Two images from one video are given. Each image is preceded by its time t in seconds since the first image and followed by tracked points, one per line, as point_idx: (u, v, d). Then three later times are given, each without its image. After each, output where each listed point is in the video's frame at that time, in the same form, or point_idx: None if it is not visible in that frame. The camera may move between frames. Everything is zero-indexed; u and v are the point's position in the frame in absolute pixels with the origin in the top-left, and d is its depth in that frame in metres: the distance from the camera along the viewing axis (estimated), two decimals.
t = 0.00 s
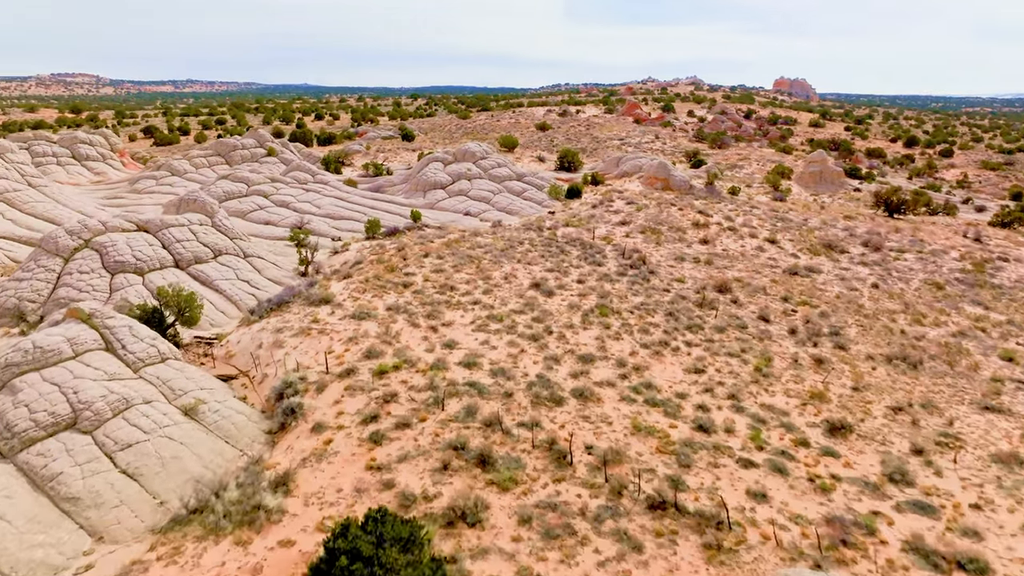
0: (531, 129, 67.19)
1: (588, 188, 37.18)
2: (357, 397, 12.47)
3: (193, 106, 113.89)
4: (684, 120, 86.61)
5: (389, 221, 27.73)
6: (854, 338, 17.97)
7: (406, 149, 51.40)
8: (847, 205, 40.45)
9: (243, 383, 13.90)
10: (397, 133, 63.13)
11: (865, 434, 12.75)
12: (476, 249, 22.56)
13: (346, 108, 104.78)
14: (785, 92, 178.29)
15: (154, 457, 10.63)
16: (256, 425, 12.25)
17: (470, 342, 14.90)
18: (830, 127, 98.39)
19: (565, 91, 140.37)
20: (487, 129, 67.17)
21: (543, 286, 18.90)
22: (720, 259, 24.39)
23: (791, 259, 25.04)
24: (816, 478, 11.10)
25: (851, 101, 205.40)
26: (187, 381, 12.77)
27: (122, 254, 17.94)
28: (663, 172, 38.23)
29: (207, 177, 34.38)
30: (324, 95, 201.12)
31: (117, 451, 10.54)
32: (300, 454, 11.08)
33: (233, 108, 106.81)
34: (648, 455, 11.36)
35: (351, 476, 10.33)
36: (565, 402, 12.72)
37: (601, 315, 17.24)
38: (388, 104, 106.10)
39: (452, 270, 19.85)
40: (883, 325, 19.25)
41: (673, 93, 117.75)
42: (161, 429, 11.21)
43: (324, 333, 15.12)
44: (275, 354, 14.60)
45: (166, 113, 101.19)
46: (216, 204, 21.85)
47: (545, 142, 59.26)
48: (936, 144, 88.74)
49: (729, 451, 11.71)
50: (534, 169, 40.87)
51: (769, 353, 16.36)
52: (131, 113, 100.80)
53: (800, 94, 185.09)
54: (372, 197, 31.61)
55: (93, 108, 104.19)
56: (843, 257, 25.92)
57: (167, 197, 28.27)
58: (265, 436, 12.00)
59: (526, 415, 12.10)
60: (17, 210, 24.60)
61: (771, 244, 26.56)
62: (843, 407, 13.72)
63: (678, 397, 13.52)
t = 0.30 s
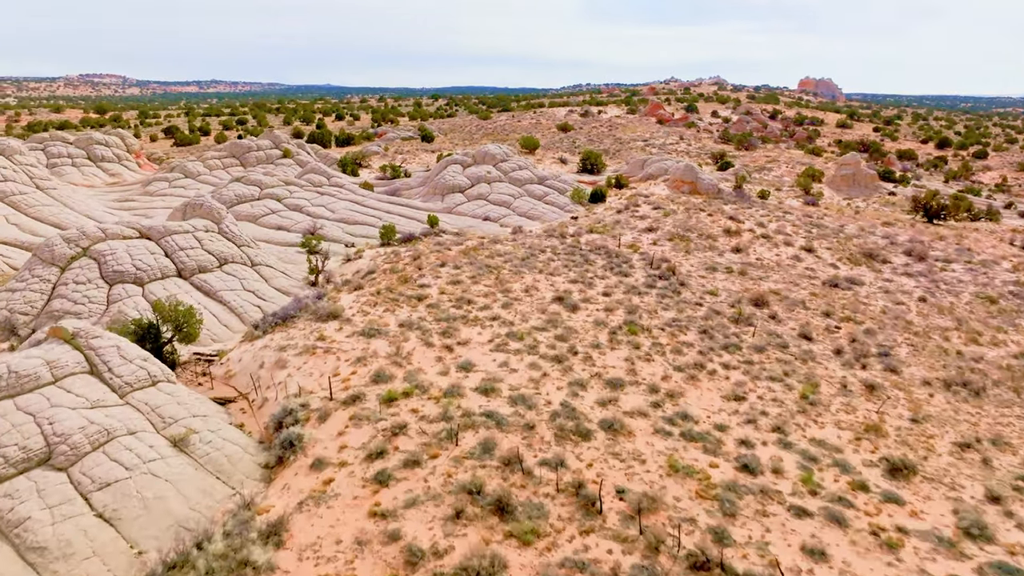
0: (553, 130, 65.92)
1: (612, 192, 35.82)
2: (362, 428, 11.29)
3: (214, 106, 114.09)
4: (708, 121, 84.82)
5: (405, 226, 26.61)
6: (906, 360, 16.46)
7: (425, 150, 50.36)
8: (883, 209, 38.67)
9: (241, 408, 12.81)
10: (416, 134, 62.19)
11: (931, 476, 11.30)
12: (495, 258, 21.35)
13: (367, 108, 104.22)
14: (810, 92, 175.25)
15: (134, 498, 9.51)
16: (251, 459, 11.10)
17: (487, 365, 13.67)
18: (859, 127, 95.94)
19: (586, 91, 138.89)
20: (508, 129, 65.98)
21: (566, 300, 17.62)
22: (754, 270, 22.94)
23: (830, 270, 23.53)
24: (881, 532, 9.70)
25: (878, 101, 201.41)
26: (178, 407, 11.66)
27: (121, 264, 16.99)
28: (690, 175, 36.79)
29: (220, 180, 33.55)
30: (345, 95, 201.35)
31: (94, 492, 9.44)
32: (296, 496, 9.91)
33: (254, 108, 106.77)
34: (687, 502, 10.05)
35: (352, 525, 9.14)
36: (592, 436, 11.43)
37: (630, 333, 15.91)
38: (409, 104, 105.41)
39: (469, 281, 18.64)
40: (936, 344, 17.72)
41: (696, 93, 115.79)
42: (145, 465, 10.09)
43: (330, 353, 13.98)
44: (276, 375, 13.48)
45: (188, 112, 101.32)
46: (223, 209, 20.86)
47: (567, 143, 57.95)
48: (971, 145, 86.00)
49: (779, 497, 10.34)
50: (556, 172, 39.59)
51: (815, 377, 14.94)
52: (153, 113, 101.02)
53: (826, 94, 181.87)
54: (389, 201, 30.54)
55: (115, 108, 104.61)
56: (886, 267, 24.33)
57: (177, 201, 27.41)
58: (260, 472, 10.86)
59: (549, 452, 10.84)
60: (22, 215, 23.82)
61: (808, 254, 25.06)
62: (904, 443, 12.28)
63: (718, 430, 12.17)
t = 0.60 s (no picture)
0: (576, 131, 64.60)
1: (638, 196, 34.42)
2: (368, 467, 10.10)
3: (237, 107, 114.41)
4: (735, 122, 82.90)
5: (423, 232, 25.47)
6: (969, 386, 14.92)
7: (445, 151, 49.31)
8: (923, 215, 36.84)
9: (238, 437, 11.71)
10: (437, 135, 61.22)
11: (1015, 531, 9.82)
12: (516, 268, 20.12)
13: (388, 109, 103.65)
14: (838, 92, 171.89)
15: (108, 549, 8.35)
16: (244, 500, 9.92)
17: (507, 392, 12.42)
18: (890, 129, 93.34)
19: (609, 91, 137.23)
20: (530, 130, 64.76)
21: (593, 316, 16.33)
22: (792, 282, 21.46)
23: (874, 282, 21.95)
24: None
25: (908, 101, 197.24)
26: (165, 438, 10.53)
27: (119, 274, 16.02)
28: (720, 179, 35.30)
29: (235, 182, 32.71)
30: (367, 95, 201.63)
31: (63, 542, 8.30)
32: (290, 549, 8.74)
33: (276, 108, 106.71)
34: (736, 562, 8.70)
35: None
36: (624, 478, 10.13)
37: (663, 355, 14.58)
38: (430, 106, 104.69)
39: (489, 293, 17.42)
40: (999, 367, 16.13)
41: (722, 93, 113.68)
42: (123, 507, 8.94)
43: (336, 376, 12.83)
44: (278, 401, 12.37)
45: (211, 113, 101.52)
46: (230, 215, 19.87)
47: (590, 144, 56.60)
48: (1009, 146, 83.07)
49: (842, 557, 8.95)
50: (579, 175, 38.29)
51: (869, 406, 13.48)
52: (176, 113, 101.34)
53: (854, 95, 178.30)
54: (406, 205, 29.43)
55: (140, 108, 105.10)
56: (935, 279, 22.69)
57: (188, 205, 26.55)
58: (253, 515, 9.70)
59: (576, 498, 9.56)
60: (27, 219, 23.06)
61: (850, 264, 23.50)
62: (979, 489, 10.79)
63: (766, 472, 10.80)
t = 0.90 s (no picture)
0: (599, 132, 63.21)
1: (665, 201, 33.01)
2: (371, 516, 8.92)
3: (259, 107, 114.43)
4: (761, 123, 80.98)
5: (441, 239, 24.32)
6: None
7: (465, 153, 48.21)
8: (966, 221, 34.96)
9: (233, 472, 10.60)
10: (457, 136, 60.19)
11: None
12: (539, 279, 18.89)
13: (409, 109, 102.91)
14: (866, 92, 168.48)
15: None
16: (232, 551, 8.74)
17: (529, 425, 11.18)
18: (923, 130, 90.64)
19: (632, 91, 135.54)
20: (552, 131, 63.50)
21: (622, 335, 15.02)
22: (835, 296, 19.97)
23: (923, 296, 20.37)
24: None
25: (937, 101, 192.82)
26: (148, 478, 9.42)
27: (115, 286, 15.04)
28: (752, 183, 33.80)
29: (250, 185, 31.85)
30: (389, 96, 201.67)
31: None
32: None
33: (298, 108, 106.51)
34: None
35: None
36: (663, 533, 8.83)
37: (700, 381, 13.24)
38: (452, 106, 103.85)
39: (510, 308, 16.20)
40: None
41: (747, 93, 111.49)
42: (92, 564, 7.79)
43: (341, 404, 11.69)
44: (278, 432, 11.24)
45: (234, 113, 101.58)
46: (238, 222, 18.88)
47: (614, 146, 55.21)
48: None
49: None
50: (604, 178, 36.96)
51: (934, 442, 12.03)
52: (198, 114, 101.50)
53: (882, 95, 174.63)
54: (424, 209, 28.31)
55: (163, 108, 105.49)
56: (989, 293, 21.05)
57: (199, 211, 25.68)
58: (242, 570, 8.51)
59: (609, 559, 8.29)
60: (32, 225, 22.29)
61: (895, 276, 21.93)
62: None
63: (825, 526, 9.43)
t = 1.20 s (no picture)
0: (624, 133, 61.74)
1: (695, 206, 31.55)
2: None
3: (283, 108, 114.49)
4: (791, 124, 78.85)
5: (462, 247, 23.15)
6: None
7: (488, 155, 47.06)
8: (1016, 229, 32.99)
9: (224, 516, 9.48)
10: (480, 137, 59.07)
11: None
12: (565, 293, 17.62)
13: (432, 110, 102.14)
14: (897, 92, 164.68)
15: None
16: None
17: (555, 466, 9.91)
18: (959, 131, 87.71)
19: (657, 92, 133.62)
20: (576, 132, 62.15)
21: (657, 358, 13.69)
22: (885, 312, 18.43)
23: (983, 313, 18.73)
24: None
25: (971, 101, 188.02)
26: (125, 527, 8.29)
27: (111, 300, 14.07)
28: (787, 188, 32.22)
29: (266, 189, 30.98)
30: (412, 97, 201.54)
31: None
32: None
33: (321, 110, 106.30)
34: None
35: None
36: None
37: (746, 415, 11.88)
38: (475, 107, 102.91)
39: (534, 326, 14.96)
40: None
41: (776, 93, 109.12)
42: None
43: (347, 438, 10.52)
44: (276, 470, 10.11)
45: (258, 114, 101.61)
46: (246, 230, 17.86)
47: (640, 148, 53.71)
48: None
49: None
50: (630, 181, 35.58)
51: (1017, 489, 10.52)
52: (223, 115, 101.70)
53: (914, 95, 170.59)
54: (444, 214, 27.16)
55: (189, 109, 105.91)
56: None
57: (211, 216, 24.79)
58: None
59: None
60: (38, 230, 21.49)
61: (949, 291, 20.30)
62: None
63: None
